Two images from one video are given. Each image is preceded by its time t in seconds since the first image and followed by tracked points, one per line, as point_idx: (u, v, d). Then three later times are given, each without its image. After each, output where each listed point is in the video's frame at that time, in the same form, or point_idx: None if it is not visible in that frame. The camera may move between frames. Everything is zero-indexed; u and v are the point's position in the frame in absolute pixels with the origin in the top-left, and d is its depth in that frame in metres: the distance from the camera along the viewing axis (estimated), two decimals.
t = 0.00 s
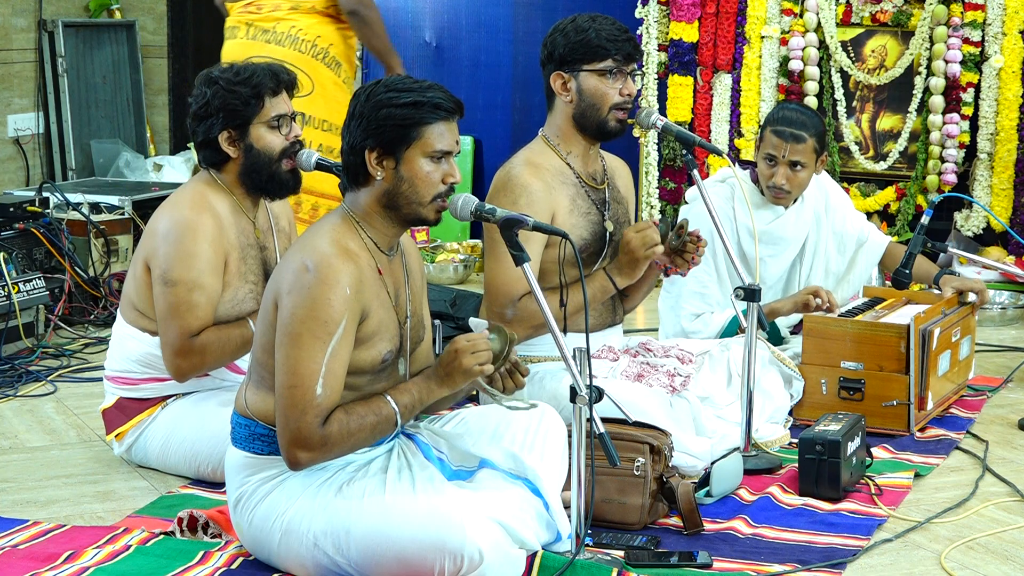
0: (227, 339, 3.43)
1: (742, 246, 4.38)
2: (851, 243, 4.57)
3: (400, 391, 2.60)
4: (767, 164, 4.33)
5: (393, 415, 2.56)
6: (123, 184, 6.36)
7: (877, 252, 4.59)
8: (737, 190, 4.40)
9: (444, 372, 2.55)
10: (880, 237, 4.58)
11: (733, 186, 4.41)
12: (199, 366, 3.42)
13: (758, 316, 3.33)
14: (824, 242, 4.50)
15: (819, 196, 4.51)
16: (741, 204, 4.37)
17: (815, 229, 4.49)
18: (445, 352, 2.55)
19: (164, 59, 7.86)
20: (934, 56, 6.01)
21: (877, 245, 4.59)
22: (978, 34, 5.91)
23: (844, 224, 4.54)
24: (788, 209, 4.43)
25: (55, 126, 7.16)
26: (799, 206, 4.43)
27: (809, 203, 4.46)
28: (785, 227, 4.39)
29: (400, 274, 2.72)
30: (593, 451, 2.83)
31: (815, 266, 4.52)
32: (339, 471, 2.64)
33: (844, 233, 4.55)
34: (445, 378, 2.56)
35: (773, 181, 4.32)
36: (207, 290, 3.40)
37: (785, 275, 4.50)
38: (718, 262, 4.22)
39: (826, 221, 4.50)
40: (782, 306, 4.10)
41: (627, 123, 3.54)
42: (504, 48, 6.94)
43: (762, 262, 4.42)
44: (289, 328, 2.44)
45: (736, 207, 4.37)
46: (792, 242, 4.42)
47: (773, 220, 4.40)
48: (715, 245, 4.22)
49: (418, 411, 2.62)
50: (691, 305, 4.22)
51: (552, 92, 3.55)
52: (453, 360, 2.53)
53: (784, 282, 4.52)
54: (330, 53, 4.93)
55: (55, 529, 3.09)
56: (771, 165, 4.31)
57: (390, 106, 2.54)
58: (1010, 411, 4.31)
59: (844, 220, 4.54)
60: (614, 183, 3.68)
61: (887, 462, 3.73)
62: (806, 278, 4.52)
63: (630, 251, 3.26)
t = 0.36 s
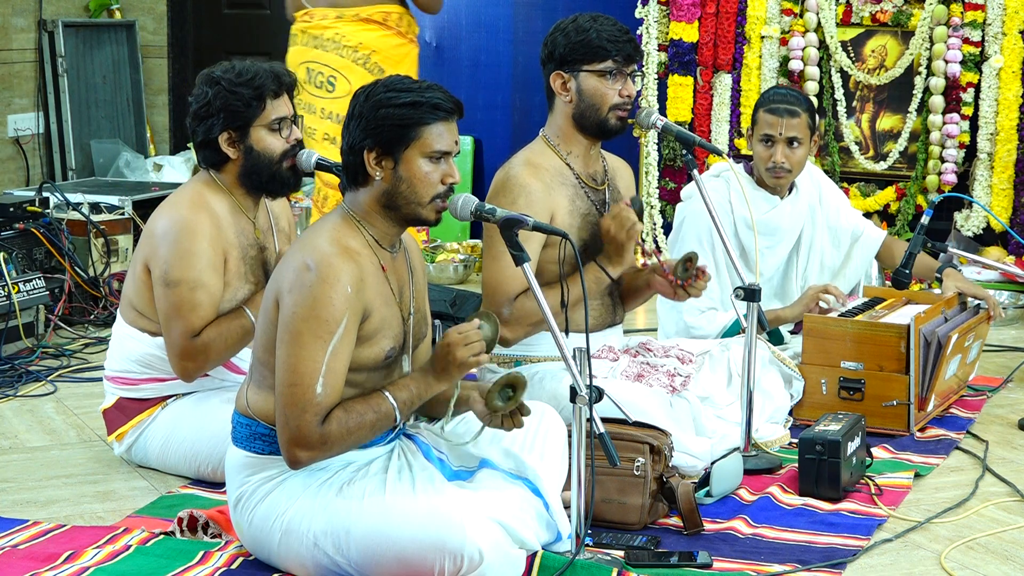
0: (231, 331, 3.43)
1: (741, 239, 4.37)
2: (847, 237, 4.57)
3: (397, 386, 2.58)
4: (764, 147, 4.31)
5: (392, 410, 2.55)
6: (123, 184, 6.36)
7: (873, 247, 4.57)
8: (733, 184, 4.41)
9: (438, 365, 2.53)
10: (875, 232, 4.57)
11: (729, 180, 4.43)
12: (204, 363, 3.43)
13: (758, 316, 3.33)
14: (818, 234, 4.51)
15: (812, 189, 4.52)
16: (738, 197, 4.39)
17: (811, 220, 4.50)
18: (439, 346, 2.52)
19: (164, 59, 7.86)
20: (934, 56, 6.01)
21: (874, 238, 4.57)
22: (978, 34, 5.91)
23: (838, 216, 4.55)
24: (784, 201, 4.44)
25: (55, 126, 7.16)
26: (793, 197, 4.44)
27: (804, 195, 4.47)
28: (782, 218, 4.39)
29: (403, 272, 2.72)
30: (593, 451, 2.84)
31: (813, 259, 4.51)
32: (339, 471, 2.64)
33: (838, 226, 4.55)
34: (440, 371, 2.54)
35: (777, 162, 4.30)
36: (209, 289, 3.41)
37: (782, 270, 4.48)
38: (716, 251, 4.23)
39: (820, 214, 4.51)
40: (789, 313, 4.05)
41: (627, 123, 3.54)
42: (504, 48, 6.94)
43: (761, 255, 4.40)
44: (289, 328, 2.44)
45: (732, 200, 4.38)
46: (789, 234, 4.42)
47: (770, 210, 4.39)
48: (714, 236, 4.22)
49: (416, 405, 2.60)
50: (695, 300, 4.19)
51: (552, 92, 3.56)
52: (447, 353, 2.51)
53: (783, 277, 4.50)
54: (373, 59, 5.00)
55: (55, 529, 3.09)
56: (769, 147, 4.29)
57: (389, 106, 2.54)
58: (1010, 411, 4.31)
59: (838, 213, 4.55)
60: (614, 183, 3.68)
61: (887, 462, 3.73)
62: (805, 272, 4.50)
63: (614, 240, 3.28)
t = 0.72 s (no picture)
0: (230, 335, 3.43)
1: (740, 236, 4.38)
2: (844, 232, 4.57)
3: (402, 393, 2.59)
4: (759, 141, 4.34)
5: (393, 415, 2.56)
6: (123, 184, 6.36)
7: (870, 241, 4.58)
8: (729, 181, 4.42)
9: (447, 373, 2.54)
10: (872, 226, 4.58)
11: (725, 177, 4.43)
12: (202, 361, 3.42)
13: (758, 316, 3.33)
14: (817, 230, 4.50)
15: (809, 185, 4.51)
16: (736, 194, 4.39)
17: (807, 216, 4.49)
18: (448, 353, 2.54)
19: (164, 59, 7.87)
20: (934, 56, 6.01)
21: (871, 233, 4.58)
22: (978, 34, 5.91)
23: (836, 212, 4.55)
24: (780, 197, 4.45)
25: (55, 126, 7.16)
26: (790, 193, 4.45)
27: (799, 191, 4.47)
28: (779, 214, 4.40)
29: (402, 272, 2.72)
30: (593, 451, 2.83)
31: (811, 255, 4.50)
32: (339, 471, 2.64)
33: (836, 221, 4.55)
34: (447, 380, 2.55)
35: (771, 156, 4.31)
36: (207, 287, 3.41)
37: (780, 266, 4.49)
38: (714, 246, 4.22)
39: (818, 210, 4.50)
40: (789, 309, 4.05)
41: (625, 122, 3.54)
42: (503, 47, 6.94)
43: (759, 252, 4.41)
44: (289, 328, 2.44)
45: (730, 197, 4.38)
46: (787, 230, 4.42)
47: (767, 206, 4.40)
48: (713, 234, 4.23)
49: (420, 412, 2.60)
50: (693, 298, 4.21)
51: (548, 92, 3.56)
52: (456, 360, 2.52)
53: (781, 273, 4.50)
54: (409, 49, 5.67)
55: (55, 529, 3.09)
56: (764, 140, 4.32)
57: (389, 106, 2.54)
58: (1010, 411, 4.31)
59: (835, 209, 4.54)
60: (613, 183, 3.68)
61: (887, 462, 3.73)
62: (803, 268, 4.51)
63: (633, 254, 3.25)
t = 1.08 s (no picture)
0: (230, 334, 3.43)
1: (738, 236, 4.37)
2: (840, 228, 4.57)
3: (400, 392, 2.57)
4: (755, 141, 4.34)
5: (393, 415, 2.55)
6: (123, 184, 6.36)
7: (865, 236, 4.56)
8: (725, 181, 4.42)
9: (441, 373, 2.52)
10: (868, 222, 4.56)
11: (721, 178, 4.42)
12: (203, 363, 3.43)
13: (758, 316, 3.33)
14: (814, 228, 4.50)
15: (804, 182, 4.51)
16: (732, 194, 4.39)
17: (805, 213, 4.49)
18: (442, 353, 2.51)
19: (164, 59, 7.86)
20: (934, 56, 6.02)
21: (866, 229, 4.56)
22: (978, 34, 5.91)
23: (831, 208, 4.55)
24: (776, 194, 4.44)
25: (55, 126, 7.16)
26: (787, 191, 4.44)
27: (795, 188, 4.47)
28: (776, 213, 4.40)
29: (401, 272, 2.72)
30: (593, 451, 2.83)
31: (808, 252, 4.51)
32: (339, 471, 2.64)
33: (830, 218, 4.55)
34: (443, 379, 2.52)
35: (768, 155, 4.31)
36: (208, 288, 3.40)
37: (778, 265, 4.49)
38: (712, 250, 4.25)
39: (814, 207, 4.51)
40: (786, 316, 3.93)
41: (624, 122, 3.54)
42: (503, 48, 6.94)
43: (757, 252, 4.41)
44: (289, 328, 2.44)
45: (726, 198, 4.38)
46: (784, 229, 4.42)
47: (764, 206, 4.39)
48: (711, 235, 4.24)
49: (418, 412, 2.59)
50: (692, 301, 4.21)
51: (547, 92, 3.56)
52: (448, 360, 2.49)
53: (779, 271, 4.51)
54: (493, 58, 5.35)
55: (55, 529, 3.09)
56: (761, 140, 4.32)
57: (389, 106, 2.54)
58: (1011, 411, 4.31)
59: (830, 205, 4.55)
60: (613, 184, 3.68)
61: (887, 462, 3.73)
62: (801, 267, 4.51)
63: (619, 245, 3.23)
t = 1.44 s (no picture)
0: (232, 336, 3.43)
1: (737, 235, 4.37)
2: (838, 226, 4.57)
3: (403, 396, 2.58)
4: (755, 134, 4.33)
5: (396, 418, 2.55)
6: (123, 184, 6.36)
7: (863, 236, 4.54)
8: (722, 180, 4.43)
9: (447, 378, 2.54)
10: (865, 220, 4.54)
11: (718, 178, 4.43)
12: (205, 362, 3.42)
13: (758, 316, 3.33)
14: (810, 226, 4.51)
15: (800, 181, 4.53)
16: (730, 193, 4.40)
17: (801, 210, 4.50)
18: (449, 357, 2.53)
19: (164, 59, 7.86)
20: (934, 56, 6.02)
21: (864, 227, 4.54)
22: (978, 34, 5.91)
23: (828, 206, 4.55)
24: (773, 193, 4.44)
25: (55, 126, 7.16)
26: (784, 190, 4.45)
27: (792, 187, 4.47)
28: (773, 212, 4.40)
29: (400, 272, 2.72)
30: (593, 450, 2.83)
31: (806, 251, 4.51)
32: (339, 471, 2.64)
33: (827, 216, 4.56)
34: (448, 385, 2.55)
35: (773, 145, 4.31)
36: (210, 288, 3.41)
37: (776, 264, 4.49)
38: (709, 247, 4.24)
39: (810, 205, 4.52)
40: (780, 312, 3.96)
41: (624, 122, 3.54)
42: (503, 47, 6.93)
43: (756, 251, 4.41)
44: (290, 328, 2.44)
45: (724, 197, 4.39)
46: (781, 228, 4.42)
47: (763, 204, 4.40)
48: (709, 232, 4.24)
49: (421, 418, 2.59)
50: (688, 301, 4.21)
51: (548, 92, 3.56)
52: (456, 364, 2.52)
53: (777, 271, 4.50)
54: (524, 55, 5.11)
55: (55, 529, 3.09)
56: (763, 131, 4.32)
57: (388, 106, 2.54)
58: (1011, 411, 4.31)
59: (828, 203, 4.55)
60: (613, 183, 3.67)
61: (887, 462, 3.73)
62: (799, 266, 4.51)
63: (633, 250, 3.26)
